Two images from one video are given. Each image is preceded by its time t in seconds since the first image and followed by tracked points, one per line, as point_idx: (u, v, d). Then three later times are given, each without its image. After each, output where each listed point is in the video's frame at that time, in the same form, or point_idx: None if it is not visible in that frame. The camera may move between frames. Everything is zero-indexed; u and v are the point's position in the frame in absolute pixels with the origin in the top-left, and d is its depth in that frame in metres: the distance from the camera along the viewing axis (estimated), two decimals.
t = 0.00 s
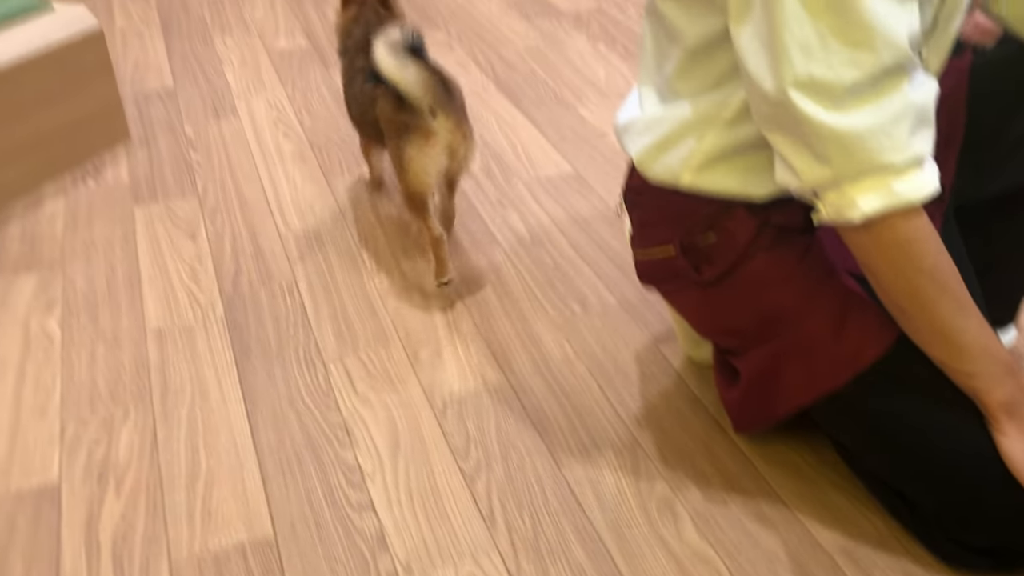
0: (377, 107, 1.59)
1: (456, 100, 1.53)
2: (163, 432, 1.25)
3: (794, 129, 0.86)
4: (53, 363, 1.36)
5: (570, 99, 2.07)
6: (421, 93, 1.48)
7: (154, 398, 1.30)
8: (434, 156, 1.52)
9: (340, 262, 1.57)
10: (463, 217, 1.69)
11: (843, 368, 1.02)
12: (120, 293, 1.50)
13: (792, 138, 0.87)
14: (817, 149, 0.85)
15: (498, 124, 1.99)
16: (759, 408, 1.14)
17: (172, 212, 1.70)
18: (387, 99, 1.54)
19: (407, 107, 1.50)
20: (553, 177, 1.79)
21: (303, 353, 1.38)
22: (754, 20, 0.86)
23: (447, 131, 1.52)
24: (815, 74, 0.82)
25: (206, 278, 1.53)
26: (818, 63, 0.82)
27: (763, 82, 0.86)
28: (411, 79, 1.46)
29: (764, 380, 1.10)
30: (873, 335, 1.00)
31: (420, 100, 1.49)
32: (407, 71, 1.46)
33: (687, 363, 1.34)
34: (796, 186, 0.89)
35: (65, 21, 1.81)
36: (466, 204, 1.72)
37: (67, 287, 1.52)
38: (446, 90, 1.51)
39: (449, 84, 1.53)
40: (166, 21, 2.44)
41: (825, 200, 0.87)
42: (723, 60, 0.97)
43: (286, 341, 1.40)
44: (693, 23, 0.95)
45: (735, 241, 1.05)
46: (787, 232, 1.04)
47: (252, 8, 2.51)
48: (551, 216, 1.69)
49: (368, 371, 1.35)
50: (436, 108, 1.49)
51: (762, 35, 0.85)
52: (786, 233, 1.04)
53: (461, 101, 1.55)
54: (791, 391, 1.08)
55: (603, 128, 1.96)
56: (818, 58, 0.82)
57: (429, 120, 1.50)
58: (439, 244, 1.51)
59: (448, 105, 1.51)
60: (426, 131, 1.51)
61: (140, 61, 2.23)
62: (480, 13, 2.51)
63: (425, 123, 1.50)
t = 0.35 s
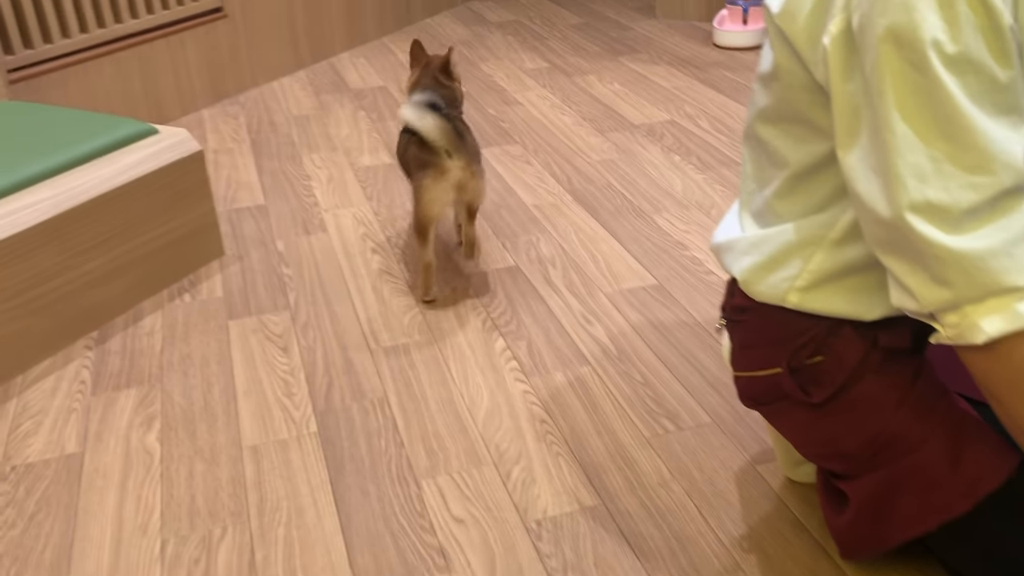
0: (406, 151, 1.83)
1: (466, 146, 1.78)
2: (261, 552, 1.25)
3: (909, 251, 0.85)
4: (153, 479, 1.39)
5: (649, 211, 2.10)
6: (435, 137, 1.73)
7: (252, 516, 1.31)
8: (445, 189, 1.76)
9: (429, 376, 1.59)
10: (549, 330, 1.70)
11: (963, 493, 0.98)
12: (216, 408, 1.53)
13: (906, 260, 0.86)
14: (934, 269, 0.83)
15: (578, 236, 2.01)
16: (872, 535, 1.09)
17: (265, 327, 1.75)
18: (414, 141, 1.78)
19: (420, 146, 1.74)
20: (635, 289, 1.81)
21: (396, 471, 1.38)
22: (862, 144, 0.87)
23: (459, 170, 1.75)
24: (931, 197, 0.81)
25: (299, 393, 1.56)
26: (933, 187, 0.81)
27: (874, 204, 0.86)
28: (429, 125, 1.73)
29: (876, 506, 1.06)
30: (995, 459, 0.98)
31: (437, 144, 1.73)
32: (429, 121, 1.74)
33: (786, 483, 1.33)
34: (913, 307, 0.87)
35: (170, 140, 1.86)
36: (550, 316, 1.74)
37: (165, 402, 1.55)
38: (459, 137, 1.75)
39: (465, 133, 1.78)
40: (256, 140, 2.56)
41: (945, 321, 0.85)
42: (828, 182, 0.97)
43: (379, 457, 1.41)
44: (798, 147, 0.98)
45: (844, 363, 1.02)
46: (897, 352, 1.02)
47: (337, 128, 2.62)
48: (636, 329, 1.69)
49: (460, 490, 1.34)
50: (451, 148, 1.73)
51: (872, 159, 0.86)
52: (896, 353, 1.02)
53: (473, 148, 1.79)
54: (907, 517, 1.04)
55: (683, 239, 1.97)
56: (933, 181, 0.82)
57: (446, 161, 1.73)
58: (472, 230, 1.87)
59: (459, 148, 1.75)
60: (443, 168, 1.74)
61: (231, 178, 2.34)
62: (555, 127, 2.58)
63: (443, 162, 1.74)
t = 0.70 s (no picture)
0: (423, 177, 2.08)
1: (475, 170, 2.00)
2: None
3: (979, 329, 0.83)
4: (203, 539, 1.39)
5: (695, 275, 2.10)
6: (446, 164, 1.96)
7: None
8: (453, 211, 2.03)
9: (477, 440, 1.58)
10: (597, 396, 1.69)
11: None
12: (265, 469, 1.54)
13: (975, 337, 0.84)
14: (1004, 349, 0.82)
15: (625, 300, 2.01)
16: None
17: (313, 387, 1.76)
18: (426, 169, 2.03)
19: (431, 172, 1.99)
20: (683, 355, 1.80)
21: (446, 537, 1.37)
22: (928, 221, 0.86)
23: (465, 193, 1.99)
24: (1001, 276, 0.80)
25: (347, 455, 1.57)
26: (1003, 266, 0.80)
27: (941, 281, 0.84)
28: (440, 155, 1.96)
29: None
30: None
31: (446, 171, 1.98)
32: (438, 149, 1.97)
33: (842, 559, 1.30)
34: (982, 387, 0.85)
35: (226, 201, 1.89)
36: (598, 381, 1.73)
37: (216, 462, 1.56)
38: (468, 164, 1.98)
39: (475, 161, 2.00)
40: (305, 200, 2.61)
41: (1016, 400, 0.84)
42: (891, 257, 0.97)
43: (428, 522, 1.41)
44: (863, 220, 0.97)
45: (912, 438, 1.00)
46: (965, 427, 1.00)
47: (383, 189, 2.67)
48: (686, 396, 1.67)
49: (510, 559, 1.33)
50: (458, 175, 1.97)
51: (938, 236, 0.84)
52: (964, 428, 1.00)
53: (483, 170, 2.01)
54: None
55: (730, 305, 1.97)
56: (1002, 261, 0.81)
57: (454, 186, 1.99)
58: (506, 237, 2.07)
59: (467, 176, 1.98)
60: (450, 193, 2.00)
61: (281, 237, 2.37)
62: (599, 190, 2.60)
63: (450, 187, 1.99)
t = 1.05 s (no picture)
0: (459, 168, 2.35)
1: (482, 168, 2.22)
2: None
3: (995, 383, 0.83)
4: None
5: (707, 318, 2.10)
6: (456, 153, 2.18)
7: None
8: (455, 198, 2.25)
9: (489, 484, 1.58)
10: (609, 440, 1.68)
11: None
12: (276, 512, 1.53)
13: (992, 391, 0.84)
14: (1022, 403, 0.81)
15: (636, 342, 2.01)
16: None
17: (324, 429, 1.75)
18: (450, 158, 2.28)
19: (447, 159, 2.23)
20: (696, 399, 1.79)
21: None
22: (943, 274, 0.86)
23: (466, 185, 2.21)
24: (1016, 330, 0.80)
25: (359, 498, 1.56)
26: (1017, 319, 0.80)
27: (958, 335, 0.83)
28: (456, 149, 2.17)
29: None
30: None
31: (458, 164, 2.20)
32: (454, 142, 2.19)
33: None
34: (1000, 440, 0.84)
35: (240, 242, 1.91)
36: (609, 426, 1.72)
37: (226, 505, 1.55)
38: (474, 161, 2.19)
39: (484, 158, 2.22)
40: (316, 239, 2.62)
41: None
42: (903, 308, 0.96)
43: (440, 568, 1.39)
44: (877, 270, 0.97)
45: (931, 487, 0.99)
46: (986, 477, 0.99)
47: (394, 229, 2.68)
48: (699, 442, 1.66)
49: None
50: (466, 169, 2.19)
51: (954, 289, 0.84)
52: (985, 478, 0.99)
53: (489, 172, 2.23)
54: None
55: (742, 348, 1.96)
56: (1018, 315, 0.80)
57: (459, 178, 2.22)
58: (489, 245, 2.26)
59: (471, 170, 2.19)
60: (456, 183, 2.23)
61: (292, 277, 2.38)
62: (610, 231, 2.61)
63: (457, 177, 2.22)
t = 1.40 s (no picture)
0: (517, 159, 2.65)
1: (527, 159, 2.51)
2: None
3: (999, 391, 0.82)
4: None
5: (707, 329, 2.09)
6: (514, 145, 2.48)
7: None
8: (503, 187, 2.51)
9: (490, 498, 1.57)
10: (611, 453, 1.67)
11: None
12: (276, 528, 1.52)
13: (996, 400, 0.83)
14: None
15: (637, 354, 2.01)
16: None
17: (324, 443, 1.75)
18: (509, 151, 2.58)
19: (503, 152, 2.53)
20: (697, 411, 1.79)
21: None
22: (943, 283, 0.85)
23: (513, 175, 2.49)
24: (1018, 338, 0.79)
25: (359, 513, 1.55)
26: (1020, 327, 0.80)
27: (960, 344, 0.83)
28: (502, 141, 2.46)
29: None
30: None
31: (505, 155, 2.48)
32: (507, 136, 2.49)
33: None
34: (1004, 449, 0.83)
35: (239, 256, 1.90)
36: (610, 438, 1.72)
37: (225, 521, 1.54)
38: (522, 151, 2.48)
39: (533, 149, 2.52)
40: (315, 253, 2.62)
41: None
42: (903, 318, 0.96)
43: None
44: (876, 280, 0.96)
45: (936, 498, 0.98)
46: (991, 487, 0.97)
47: (394, 242, 2.68)
48: (700, 454, 1.65)
49: None
50: (512, 160, 2.47)
51: (955, 298, 0.84)
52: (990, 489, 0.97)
53: (535, 162, 2.52)
54: None
55: (743, 360, 1.96)
56: (1021, 323, 0.80)
57: (508, 167, 2.49)
58: (536, 226, 2.55)
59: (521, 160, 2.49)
60: (505, 171, 2.50)
61: (292, 291, 2.38)
62: (609, 243, 2.61)
63: (505, 167, 2.49)
